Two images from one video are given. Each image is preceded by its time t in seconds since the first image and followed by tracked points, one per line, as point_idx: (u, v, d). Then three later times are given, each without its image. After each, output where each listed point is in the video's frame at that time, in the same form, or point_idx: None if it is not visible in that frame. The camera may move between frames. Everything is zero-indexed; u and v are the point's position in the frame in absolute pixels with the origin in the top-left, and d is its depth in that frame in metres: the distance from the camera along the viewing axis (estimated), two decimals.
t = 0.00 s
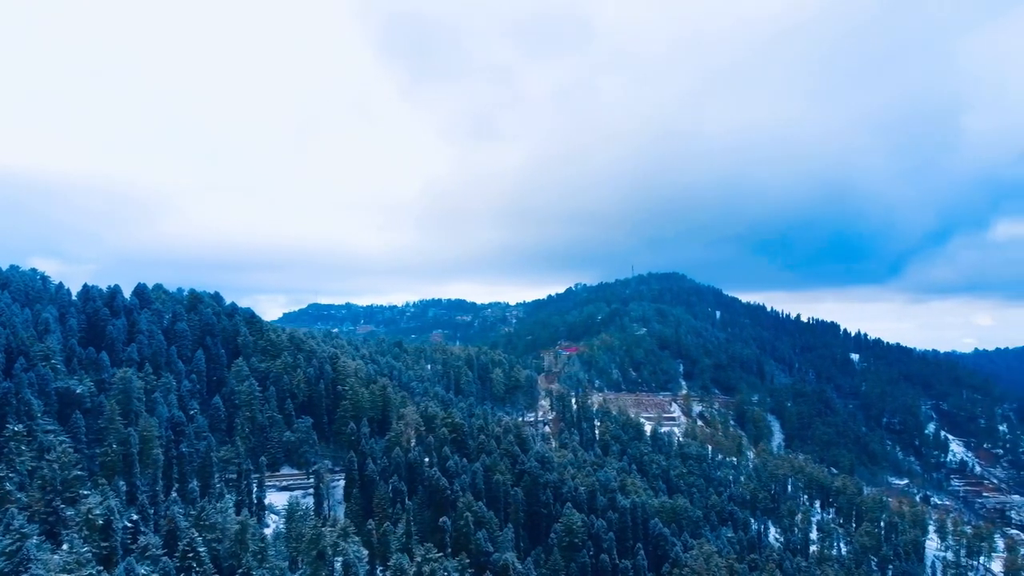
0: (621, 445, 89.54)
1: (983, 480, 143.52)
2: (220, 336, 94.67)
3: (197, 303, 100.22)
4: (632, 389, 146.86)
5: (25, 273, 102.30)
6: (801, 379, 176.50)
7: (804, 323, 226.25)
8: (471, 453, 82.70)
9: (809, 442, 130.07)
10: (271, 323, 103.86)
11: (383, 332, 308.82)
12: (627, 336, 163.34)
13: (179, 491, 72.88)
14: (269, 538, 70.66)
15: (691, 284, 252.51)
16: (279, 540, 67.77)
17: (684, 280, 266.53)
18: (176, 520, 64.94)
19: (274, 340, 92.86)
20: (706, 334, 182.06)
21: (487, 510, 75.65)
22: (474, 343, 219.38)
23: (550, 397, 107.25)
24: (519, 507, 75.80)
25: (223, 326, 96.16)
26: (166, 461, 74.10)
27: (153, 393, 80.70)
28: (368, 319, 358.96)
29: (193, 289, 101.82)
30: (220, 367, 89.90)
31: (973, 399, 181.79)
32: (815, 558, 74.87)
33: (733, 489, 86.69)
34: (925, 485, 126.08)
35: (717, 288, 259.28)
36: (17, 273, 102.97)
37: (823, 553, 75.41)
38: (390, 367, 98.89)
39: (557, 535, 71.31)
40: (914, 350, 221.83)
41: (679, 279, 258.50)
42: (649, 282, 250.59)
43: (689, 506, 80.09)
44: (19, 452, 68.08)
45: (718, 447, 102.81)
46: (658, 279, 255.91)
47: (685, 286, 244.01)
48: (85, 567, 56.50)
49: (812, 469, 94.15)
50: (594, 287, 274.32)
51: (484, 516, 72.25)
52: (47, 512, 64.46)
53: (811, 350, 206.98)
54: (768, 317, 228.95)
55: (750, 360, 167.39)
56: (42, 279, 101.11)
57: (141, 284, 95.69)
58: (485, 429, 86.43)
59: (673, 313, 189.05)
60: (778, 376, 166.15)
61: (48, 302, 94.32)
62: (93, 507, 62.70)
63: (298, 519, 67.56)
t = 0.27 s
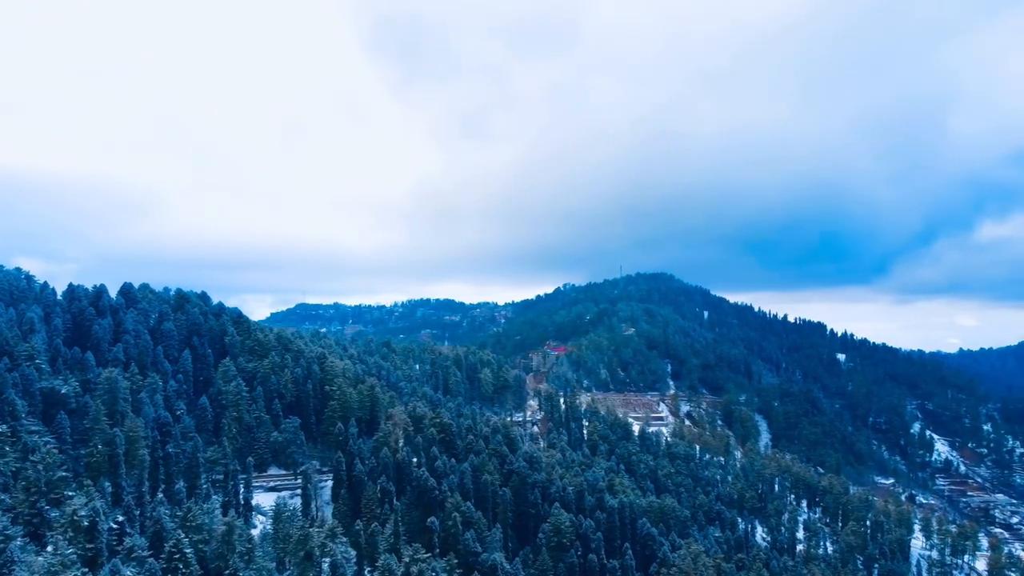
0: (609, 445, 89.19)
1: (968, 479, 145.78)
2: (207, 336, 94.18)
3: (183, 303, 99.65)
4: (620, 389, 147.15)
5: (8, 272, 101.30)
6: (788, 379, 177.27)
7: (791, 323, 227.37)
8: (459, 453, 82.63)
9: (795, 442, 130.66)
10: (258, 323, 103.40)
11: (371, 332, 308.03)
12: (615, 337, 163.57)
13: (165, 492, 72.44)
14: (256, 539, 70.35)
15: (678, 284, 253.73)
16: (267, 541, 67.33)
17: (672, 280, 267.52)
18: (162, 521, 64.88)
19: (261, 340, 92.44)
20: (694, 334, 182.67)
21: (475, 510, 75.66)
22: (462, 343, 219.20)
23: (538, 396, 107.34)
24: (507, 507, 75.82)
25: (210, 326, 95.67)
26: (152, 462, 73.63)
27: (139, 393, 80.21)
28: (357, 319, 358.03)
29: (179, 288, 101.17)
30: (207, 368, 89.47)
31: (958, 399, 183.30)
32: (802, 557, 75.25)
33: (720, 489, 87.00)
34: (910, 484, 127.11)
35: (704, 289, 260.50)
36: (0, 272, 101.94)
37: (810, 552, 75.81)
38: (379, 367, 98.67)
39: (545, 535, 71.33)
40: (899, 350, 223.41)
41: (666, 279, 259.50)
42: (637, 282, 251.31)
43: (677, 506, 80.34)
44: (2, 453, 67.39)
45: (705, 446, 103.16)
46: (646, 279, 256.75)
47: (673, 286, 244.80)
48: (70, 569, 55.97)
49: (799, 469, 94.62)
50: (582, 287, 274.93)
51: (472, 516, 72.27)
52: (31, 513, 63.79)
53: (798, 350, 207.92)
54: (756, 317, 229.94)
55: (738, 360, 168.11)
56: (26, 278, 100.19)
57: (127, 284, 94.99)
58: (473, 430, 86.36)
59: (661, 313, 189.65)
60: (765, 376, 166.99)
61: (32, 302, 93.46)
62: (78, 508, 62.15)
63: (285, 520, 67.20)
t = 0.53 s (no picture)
0: (597, 445, 88.92)
1: (952, 478, 147.32)
2: (193, 336, 93.68)
3: (170, 302, 99.08)
4: (608, 389, 147.43)
5: None
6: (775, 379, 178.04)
7: (778, 323, 228.49)
8: (447, 453, 82.53)
9: (782, 441, 131.25)
10: (246, 323, 102.93)
11: (359, 332, 307.22)
12: (603, 337, 163.82)
13: (151, 493, 71.96)
14: (243, 539, 70.02)
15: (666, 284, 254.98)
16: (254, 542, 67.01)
17: (660, 280, 268.56)
18: (147, 522, 64.58)
19: (249, 340, 92.00)
20: (682, 334, 183.32)
21: (463, 510, 75.63)
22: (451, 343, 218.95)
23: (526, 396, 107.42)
24: (496, 507, 75.82)
25: (197, 325, 95.14)
26: (138, 462, 73.12)
27: (125, 393, 79.70)
28: (345, 319, 357.07)
29: (166, 288, 100.63)
30: (193, 368, 89.02)
31: (943, 399, 184.81)
32: (788, 556, 75.63)
33: (707, 488, 87.34)
34: (896, 483, 128.15)
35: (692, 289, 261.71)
36: None
37: (796, 551, 76.17)
38: (367, 367, 98.45)
39: (533, 534, 71.34)
40: (885, 350, 225.04)
41: (654, 279, 260.55)
42: (626, 282, 252.10)
43: (665, 505, 80.60)
44: None
45: (693, 446, 103.53)
46: (635, 279, 257.61)
47: (661, 286, 245.59)
48: (54, 570, 55.43)
49: (786, 468, 95.14)
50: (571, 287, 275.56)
51: (460, 516, 72.22)
52: (15, 515, 63.12)
53: (785, 350, 208.90)
54: (743, 317, 231.01)
55: (725, 360, 168.90)
56: (10, 277, 99.27)
57: (113, 283, 94.41)
58: (462, 430, 86.26)
59: (649, 313, 190.30)
60: (752, 375, 167.82)
61: (16, 301, 92.60)
62: (62, 509, 61.57)
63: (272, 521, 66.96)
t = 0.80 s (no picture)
0: (586, 444, 88.41)
1: (937, 477, 148.67)
2: (180, 336, 93.15)
3: (156, 302, 98.47)
4: (596, 389, 147.64)
5: None
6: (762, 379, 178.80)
7: (765, 323, 229.53)
8: (435, 453, 82.40)
9: (769, 441, 131.82)
10: (233, 322, 102.43)
11: (346, 333, 306.17)
12: (591, 337, 164.06)
13: (137, 494, 71.47)
14: (230, 540, 69.66)
15: (653, 284, 256.09)
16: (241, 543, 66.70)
17: (648, 280, 269.54)
18: (133, 524, 64.15)
19: (236, 340, 91.56)
20: (670, 334, 183.97)
21: (451, 510, 75.57)
22: (439, 343, 218.60)
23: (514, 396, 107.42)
24: (484, 507, 75.78)
25: (184, 325, 94.59)
26: (123, 463, 72.60)
27: (111, 393, 79.15)
28: (333, 319, 355.92)
29: (152, 288, 100.01)
30: (180, 368, 88.56)
31: (928, 398, 186.33)
32: (775, 555, 75.97)
33: (694, 488, 87.61)
34: (881, 482, 129.11)
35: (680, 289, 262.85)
36: None
37: (782, 549, 76.53)
38: (355, 367, 98.20)
39: (522, 534, 71.30)
40: (871, 350, 226.67)
41: (642, 279, 261.46)
42: (613, 283, 252.82)
43: (652, 504, 80.85)
44: None
45: (681, 446, 103.84)
46: (623, 279, 258.38)
47: (649, 286, 246.36)
48: (38, 572, 54.87)
49: (773, 467, 95.64)
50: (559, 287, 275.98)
51: (448, 516, 72.16)
52: None
53: (772, 350, 209.88)
54: (730, 317, 232.06)
55: (712, 360, 169.69)
56: None
57: (98, 283, 93.73)
58: (450, 429, 86.14)
59: (637, 313, 190.92)
60: (739, 375, 168.70)
61: None
62: (47, 511, 60.99)
63: (259, 521, 66.67)
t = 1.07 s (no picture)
0: (573, 444, 88.31)
1: (921, 476, 150.07)
2: (165, 336, 92.58)
3: (141, 302, 97.83)
4: (583, 389, 147.89)
5: None
6: (748, 379, 179.77)
7: (751, 323, 230.72)
8: (422, 454, 82.32)
9: (755, 440, 132.46)
10: (218, 322, 101.88)
11: (333, 333, 305.15)
12: (579, 337, 164.31)
13: (121, 495, 70.92)
14: (216, 541, 69.28)
15: (640, 283, 256.98)
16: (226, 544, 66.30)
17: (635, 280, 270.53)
18: (117, 525, 63.64)
19: (221, 340, 91.08)
20: (657, 334, 184.65)
21: (438, 510, 75.48)
22: (427, 343, 218.23)
23: (502, 396, 107.46)
24: (471, 507, 75.74)
25: (169, 325, 94.00)
26: (108, 464, 72.02)
27: (95, 394, 78.59)
28: (320, 319, 354.58)
29: (137, 288, 99.34)
30: (165, 368, 88.07)
31: (912, 398, 188.02)
32: (760, 554, 76.39)
33: (681, 487, 87.98)
34: (866, 481, 130.15)
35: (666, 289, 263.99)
36: None
37: (768, 549, 76.94)
38: (342, 367, 97.94)
39: (509, 534, 71.29)
40: (856, 350, 228.27)
41: (629, 279, 262.44)
42: (601, 283, 253.53)
43: (639, 504, 81.08)
44: None
45: (668, 446, 104.28)
46: (610, 279, 259.12)
47: (636, 286, 247.23)
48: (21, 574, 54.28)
49: (759, 467, 96.15)
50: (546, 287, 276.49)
51: (435, 517, 72.08)
52: None
53: (758, 350, 210.92)
54: (717, 316, 233.17)
55: (699, 360, 170.48)
56: None
57: (82, 282, 92.97)
58: (437, 430, 86.08)
59: (624, 313, 191.53)
60: (725, 375, 169.63)
61: None
62: (30, 512, 60.39)
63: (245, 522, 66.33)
